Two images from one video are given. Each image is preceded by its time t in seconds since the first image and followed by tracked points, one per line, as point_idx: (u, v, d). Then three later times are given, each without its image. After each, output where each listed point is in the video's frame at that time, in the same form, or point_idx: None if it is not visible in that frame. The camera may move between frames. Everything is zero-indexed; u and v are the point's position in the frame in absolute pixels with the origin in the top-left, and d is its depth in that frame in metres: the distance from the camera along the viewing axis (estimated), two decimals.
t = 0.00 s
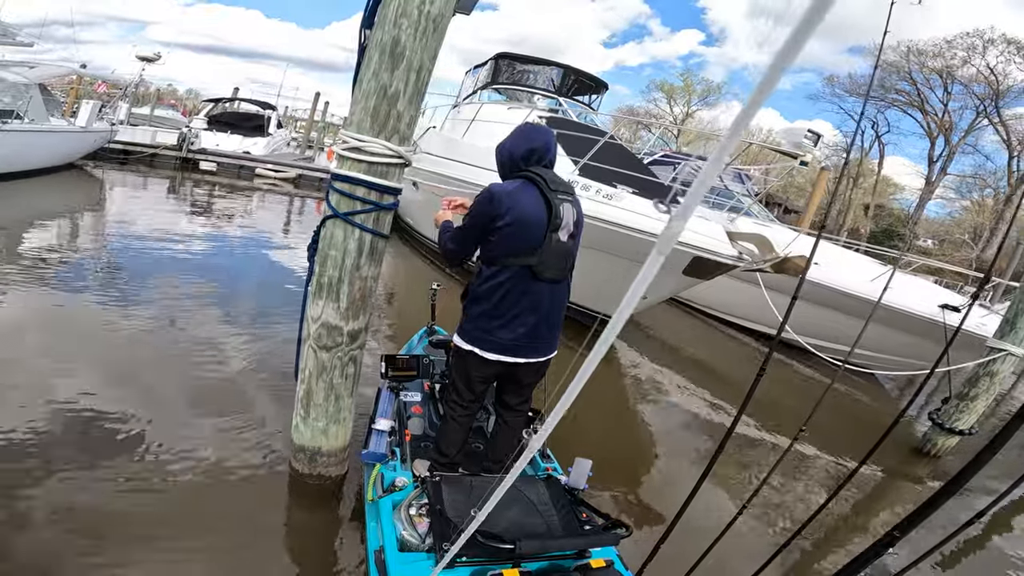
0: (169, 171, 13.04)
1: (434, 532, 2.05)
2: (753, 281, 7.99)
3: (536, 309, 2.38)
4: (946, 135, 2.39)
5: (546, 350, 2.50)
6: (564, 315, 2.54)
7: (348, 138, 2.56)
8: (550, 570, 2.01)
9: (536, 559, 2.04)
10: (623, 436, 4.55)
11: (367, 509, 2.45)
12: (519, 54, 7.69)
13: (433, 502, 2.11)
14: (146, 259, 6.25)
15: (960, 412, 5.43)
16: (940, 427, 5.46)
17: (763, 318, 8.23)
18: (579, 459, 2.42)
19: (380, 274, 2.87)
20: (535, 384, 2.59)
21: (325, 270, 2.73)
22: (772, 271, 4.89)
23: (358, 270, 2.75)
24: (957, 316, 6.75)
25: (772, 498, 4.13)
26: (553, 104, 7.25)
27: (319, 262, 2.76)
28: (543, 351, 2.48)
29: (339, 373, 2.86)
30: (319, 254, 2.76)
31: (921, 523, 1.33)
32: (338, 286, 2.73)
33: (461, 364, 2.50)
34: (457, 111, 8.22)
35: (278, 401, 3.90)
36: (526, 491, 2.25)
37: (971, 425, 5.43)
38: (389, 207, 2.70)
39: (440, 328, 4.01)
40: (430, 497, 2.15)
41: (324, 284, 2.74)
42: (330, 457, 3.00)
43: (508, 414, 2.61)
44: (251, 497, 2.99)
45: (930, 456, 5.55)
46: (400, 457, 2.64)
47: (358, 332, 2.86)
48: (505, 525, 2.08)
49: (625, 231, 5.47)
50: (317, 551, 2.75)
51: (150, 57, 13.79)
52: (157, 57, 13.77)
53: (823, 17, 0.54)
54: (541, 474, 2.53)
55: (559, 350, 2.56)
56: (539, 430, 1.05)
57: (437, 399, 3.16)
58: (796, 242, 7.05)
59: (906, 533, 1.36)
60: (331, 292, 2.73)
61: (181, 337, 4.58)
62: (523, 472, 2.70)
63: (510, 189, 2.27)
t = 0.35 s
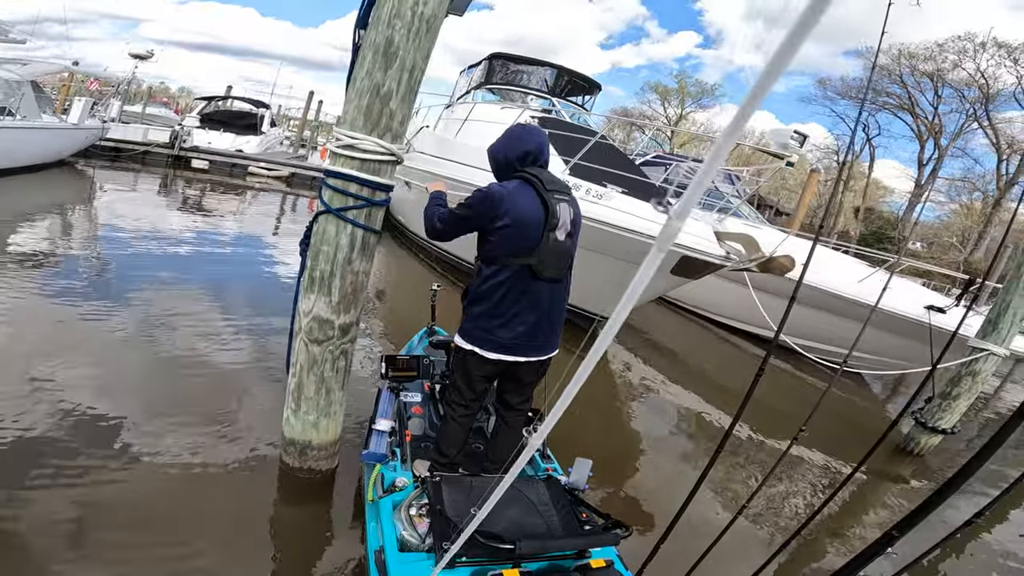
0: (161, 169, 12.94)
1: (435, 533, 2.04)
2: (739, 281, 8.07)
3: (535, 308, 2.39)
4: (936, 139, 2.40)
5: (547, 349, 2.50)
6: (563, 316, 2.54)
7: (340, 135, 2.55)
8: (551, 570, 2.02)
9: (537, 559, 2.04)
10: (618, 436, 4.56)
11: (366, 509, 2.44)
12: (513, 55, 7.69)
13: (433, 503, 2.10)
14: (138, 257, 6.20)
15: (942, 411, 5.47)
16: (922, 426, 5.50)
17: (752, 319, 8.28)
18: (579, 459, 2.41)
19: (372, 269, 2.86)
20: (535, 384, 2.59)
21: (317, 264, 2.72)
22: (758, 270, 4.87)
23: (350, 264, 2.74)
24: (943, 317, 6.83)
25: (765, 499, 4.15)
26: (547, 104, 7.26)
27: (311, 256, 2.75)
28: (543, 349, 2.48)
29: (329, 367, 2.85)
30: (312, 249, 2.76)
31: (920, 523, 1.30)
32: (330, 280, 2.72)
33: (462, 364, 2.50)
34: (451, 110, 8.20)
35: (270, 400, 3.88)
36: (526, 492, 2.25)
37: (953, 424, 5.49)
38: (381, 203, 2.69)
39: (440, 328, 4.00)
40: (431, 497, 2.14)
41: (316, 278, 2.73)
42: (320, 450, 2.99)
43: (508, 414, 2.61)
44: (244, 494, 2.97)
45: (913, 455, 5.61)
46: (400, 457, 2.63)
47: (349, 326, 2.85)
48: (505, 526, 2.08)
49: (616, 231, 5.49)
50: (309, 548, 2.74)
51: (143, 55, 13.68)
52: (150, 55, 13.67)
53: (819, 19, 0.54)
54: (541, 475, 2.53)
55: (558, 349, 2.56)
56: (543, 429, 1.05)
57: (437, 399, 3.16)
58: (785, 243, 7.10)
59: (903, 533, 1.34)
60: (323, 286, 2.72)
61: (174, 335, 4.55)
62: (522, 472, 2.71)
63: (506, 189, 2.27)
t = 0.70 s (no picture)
0: (161, 169, 12.96)
1: (435, 534, 2.04)
2: (736, 281, 8.08)
3: (533, 308, 2.38)
4: (938, 139, 2.37)
5: (547, 348, 2.50)
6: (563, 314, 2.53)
7: (333, 133, 2.56)
8: (551, 570, 2.02)
9: (536, 559, 2.04)
10: (616, 437, 4.56)
11: (366, 509, 2.44)
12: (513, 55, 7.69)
13: (433, 503, 2.11)
14: (137, 256, 6.22)
15: (940, 411, 5.48)
16: (921, 426, 5.51)
17: (751, 319, 8.28)
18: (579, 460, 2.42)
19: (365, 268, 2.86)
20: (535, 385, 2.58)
21: (310, 263, 2.72)
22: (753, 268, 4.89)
23: (343, 263, 2.73)
24: (942, 318, 6.83)
25: (763, 500, 4.14)
26: (546, 104, 7.26)
27: (304, 254, 2.75)
28: (543, 348, 2.48)
29: (322, 366, 2.86)
30: (304, 248, 2.75)
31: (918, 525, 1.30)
32: (322, 279, 2.72)
33: (463, 365, 2.50)
34: (450, 111, 8.20)
35: (267, 399, 3.88)
36: (526, 492, 2.24)
37: (952, 425, 5.49)
38: (374, 202, 2.69)
39: (439, 329, 4.01)
40: (430, 498, 2.14)
41: (308, 277, 2.73)
42: (313, 450, 3.00)
43: (507, 414, 2.61)
44: (239, 493, 2.96)
45: (911, 456, 5.61)
46: (399, 458, 2.63)
47: (342, 325, 2.85)
48: (505, 526, 2.08)
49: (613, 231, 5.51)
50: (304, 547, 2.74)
51: (143, 55, 13.71)
52: (150, 55, 13.69)
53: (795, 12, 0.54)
54: (541, 475, 2.53)
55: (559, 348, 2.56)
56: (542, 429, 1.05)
57: (437, 400, 3.15)
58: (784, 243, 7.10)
59: (902, 534, 1.34)
60: (315, 285, 2.72)
61: (171, 334, 4.55)
62: (522, 472, 2.71)
63: (499, 191, 2.27)
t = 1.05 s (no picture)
0: (162, 170, 12.99)
1: (435, 535, 2.05)
2: (733, 279, 8.08)
3: (536, 308, 2.39)
4: (940, 137, 2.34)
5: (546, 349, 2.51)
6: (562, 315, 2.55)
7: (316, 130, 2.56)
8: (551, 570, 2.02)
9: (537, 559, 2.04)
10: (613, 436, 4.56)
11: (366, 509, 2.44)
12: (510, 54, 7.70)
13: (433, 503, 2.11)
14: (136, 256, 6.24)
15: (938, 410, 5.47)
16: (918, 425, 5.50)
17: (749, 318, 8.27)
18: (580, 460, 2.42)
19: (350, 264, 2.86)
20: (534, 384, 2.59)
21: (295, 259, 2.73)
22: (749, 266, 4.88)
23: (327, 259, 2.74)
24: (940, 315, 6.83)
25: (761, 499, 4.13)
26: (543, 103, 7.25)
27: (289, 250, 2.75)
28: (543, 349, 2.49)
29: (308, 362, 2.87)
30: (289, 244, 2.76)
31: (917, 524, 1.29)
32: (307, 275, 2.72)
33: (463, 365, 2.50)
34: (448, 110, 8.20)
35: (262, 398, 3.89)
36: (527, 492, 2.24)
37: (949, 423, 5.48)
38: (358, 198, 2.70)
39: (439, 328, 4.01)
40: (431, 498, 2.14)
41: (293, 273, 2.73)
42: (300, 446, 3.02)
43: (507, 414, 2.61)
44: (232, 491, 2.97)
45: (908, 455, 5.59)
46: (400, 458, 2.64)
47: (328, 321, 2.86)
48: (506, 526, 2.08)
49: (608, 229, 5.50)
50: (294, 544, 2.74)
51: (144, 56, 13.74)
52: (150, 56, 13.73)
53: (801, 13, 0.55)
54: (542, 475, 2.53)
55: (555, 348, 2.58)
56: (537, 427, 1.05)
57: (438, 400, 3.15)
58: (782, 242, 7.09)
59: (902, 533, 1.34)
60: (300, 281, 2.72)
61: (168, 333, 4.57)
62: (523, 472, 2.71)
63: (509, 190, 2.25)
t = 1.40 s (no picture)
0: (187, 170, 13.30)
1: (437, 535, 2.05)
2: (747, 285, 7.99)
3: (541, 309, 2.39)
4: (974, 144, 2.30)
5: (551, 348, 2.52)
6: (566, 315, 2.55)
7: (320, 129, 2.60)
8: (552, 570, 2.00)
9: (538, 559, 2.03)
10: (620, 440, 4.51)
11: (367, 509, 2.45)
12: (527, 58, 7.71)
13: (435, 503, 2.10)
14: (157, 254, 6.40)
15: (957, 420, 5.29)
16: (936, 434, 5.36)
17: (764, 326, 8.15)
18: (581, 459, 2.40)
19: (352, 262, 2.88)
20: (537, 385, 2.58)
21: (297, 256, 2.76)
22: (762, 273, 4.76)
23: (329, 256, 2.76)
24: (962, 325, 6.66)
25: (771, 507, 4.06)
26: (560, 107, 7.25)
27: (292, 247, 2.79)
28: (548, 349, 2.50)
29: (309, 358, 2.89)
30: (292, 241, 2.79)
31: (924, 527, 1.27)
32: (308, 272, 2.75)
33: (466, 366, 2.50)
34: (465, 113, 8.24)
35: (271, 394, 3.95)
36: (528, 491, 2.23)
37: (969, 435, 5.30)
38: (360, 196, 2.72)
39: (439, 329, 4.03)
40: (432, 497, 2.14)
41: (296, 269, 2.77)
42: (300, 441, 3.05)
43: (509, 414, 2.61)
44: (237, 485, 3.02)
45: (925, 465, 5.45)
46: (401, 457, 2.64)
47: (329, 317, 2.88)
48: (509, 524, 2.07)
49: (619, 233, 5.46)
50: (293, 540, 2.78)
51: (172, 58, 14.09)
52: (178, 58, 14.07)
53: (846, 20, 0.54)
54: (543, 475, 2.52)
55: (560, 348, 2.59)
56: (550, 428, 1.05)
57: (438, 399, 3.15)
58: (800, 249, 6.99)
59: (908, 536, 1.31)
60: (302, 277, 2.76)
61: (184, 330, 4.68)
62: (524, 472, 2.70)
63: (516, 191, 2.26)
